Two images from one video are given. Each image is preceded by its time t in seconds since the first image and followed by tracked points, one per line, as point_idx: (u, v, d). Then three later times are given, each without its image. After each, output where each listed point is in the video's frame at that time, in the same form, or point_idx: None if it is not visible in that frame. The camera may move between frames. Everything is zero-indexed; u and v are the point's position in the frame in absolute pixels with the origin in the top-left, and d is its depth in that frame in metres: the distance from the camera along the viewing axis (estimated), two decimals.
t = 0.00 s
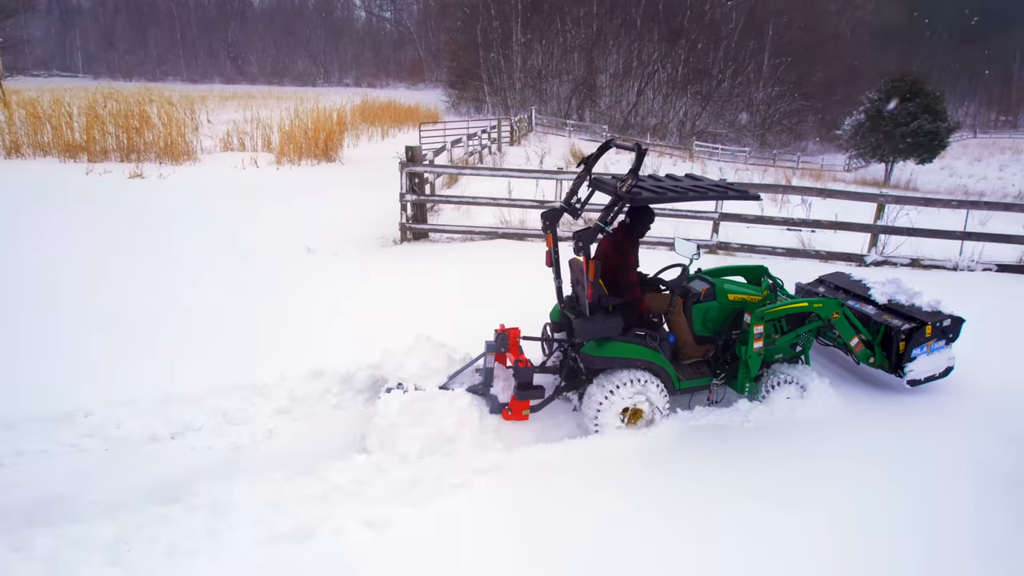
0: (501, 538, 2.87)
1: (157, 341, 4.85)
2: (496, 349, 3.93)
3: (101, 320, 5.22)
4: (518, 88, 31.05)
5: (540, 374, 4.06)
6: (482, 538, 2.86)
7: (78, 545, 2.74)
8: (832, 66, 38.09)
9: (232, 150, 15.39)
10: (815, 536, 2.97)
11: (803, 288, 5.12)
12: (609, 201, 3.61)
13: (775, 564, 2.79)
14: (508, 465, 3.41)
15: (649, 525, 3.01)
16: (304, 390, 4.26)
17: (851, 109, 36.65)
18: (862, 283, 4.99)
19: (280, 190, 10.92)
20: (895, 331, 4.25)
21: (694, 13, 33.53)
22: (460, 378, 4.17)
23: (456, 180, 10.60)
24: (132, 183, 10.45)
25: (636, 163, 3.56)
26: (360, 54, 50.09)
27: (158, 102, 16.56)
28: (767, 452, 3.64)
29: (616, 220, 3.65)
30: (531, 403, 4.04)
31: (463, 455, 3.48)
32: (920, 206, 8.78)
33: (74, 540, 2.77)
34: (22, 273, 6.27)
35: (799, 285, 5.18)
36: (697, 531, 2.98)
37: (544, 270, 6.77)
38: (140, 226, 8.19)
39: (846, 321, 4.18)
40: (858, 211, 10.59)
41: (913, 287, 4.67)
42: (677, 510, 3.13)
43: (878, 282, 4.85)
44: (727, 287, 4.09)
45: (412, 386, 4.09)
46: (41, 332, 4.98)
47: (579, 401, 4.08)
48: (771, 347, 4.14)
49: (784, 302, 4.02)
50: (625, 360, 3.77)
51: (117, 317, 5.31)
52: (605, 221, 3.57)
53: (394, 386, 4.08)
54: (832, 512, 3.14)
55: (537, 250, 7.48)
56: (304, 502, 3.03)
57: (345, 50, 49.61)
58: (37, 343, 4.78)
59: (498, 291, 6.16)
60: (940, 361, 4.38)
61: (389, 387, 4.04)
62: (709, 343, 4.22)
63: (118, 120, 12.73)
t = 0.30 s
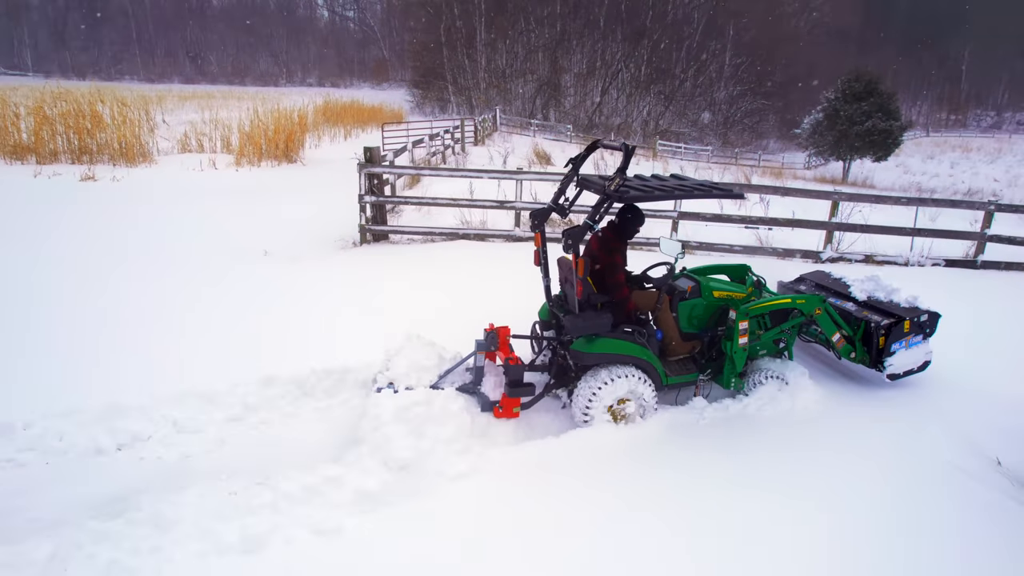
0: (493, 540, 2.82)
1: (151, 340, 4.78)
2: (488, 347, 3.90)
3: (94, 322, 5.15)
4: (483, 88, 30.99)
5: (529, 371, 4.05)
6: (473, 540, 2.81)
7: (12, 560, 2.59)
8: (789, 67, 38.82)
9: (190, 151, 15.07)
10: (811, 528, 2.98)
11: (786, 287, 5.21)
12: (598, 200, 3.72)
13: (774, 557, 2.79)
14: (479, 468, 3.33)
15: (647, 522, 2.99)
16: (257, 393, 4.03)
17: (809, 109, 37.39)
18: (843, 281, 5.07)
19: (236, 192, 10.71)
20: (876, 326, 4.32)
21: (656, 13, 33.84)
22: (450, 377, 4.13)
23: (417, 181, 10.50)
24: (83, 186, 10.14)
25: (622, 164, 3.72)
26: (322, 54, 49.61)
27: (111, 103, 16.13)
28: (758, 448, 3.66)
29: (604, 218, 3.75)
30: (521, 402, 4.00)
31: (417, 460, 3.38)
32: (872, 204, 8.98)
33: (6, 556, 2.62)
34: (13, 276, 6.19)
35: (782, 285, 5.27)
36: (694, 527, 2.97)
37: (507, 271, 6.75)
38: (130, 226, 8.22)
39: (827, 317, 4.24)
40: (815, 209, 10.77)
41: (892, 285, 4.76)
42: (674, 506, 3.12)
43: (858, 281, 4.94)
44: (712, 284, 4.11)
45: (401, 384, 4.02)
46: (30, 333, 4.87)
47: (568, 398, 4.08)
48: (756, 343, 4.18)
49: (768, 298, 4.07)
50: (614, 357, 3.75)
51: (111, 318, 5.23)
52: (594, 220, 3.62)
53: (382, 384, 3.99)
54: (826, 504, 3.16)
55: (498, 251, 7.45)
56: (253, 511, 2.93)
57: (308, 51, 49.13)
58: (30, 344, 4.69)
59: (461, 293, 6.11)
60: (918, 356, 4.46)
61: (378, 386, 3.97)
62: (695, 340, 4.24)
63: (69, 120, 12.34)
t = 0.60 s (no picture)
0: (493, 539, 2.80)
1: (154, 340, 4.79)
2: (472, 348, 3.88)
3: (92, 323, 5.16)
4: (449, 87, 30.90)
5: (514, 371, 4.07)
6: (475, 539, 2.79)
7: None
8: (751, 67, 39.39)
9: (148, 152, 14.74)
10: (810, 518, 2.98)
11: (766, 288, 5.26)
12: (582, 201, 3.74)
13: (778, 550, 2.77)
14: (450, 473, 3.26)
15: (651, 519, 2.96)
16: (208, 401, 3.91)
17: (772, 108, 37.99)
18: (822, 281, 5.13)
19: (194, 194, 10.50)
20: (853, 324, 4.37)
21: (621, 13, 34.10)
22: (437, 377, 4.09)
23: (379, 182, 10.40)
24: (33, 189, 9.84)
25: (607, 165, 3.76)
26: (288, 53, 49.04)
27: (65, 103, 15.70)
28: (747, 440, 3.66)
29: (587, 218, 3.80)
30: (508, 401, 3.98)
31: (374, 467, 3.29)
32: (830, 202, 9.15)
33: None
34: (25, 276, 6.25)
35: (762, 286, 5.31)
36: (697, 522, 2.95)
37: (469, 273, 6.73)
38: (127, 227, 8.29)
39: (807, 316, 4.29)
40: (775, 207, 10.93)
41: (868, 284, 4.82)
42: (676, 501, 3.11)
43: (836, 280, 5.00)
44: (694, 284, 4.15)
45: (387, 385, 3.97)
46: (32, 333, 4.90)
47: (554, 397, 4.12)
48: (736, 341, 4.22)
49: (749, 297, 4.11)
50: (598, 355, 3.80)
51: (113, 319, 5.24)
52: (578, 221, 3.66)
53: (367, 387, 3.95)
54: (822, 494, 3.16)
55: (459, 252, 7.41)
56: (201, 523, 2.84)
57: (272, 50, 48.50)
58: (37, 344, 4.72)
59: (420, 295, 6.08)
60: (896, 353, 4.51)
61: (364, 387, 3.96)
62: (677, 340, 4.26)
63: (20, 121, 11.99)
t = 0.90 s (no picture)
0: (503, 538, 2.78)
1: (151, 344, 4.72)
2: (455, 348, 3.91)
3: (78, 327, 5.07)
4: (416, 87, 30.72)
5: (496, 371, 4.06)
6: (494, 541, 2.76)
7: None
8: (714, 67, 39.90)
9: (104, 154, 14.35)
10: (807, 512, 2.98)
11: (743, 287, 5.31)
12: (563, 201, 3.77)
13: (779, 545, 2.76)
14: (422, 478, 3.18)
15: (650, 516, 2.95)
16: (160, 411, 3.75)
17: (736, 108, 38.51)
18: (798, 280, 5.20)
19: (150, 196, 10.25)
20: (829, 321, 4.42)
21: (587, 13, 34.30)
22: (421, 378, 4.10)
23: (343, 184, 10.28)
24: None
25: (587, 166, 3.79)
26: (252, 53, 48.33)
27: (17, 103, 15.25)
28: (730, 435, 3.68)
29: (567, 219, 3.82)
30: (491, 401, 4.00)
31: (329, 471, 3.17)
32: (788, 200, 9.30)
33: None
34: (18, 279, 6.16)
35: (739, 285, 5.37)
36: (700, 518, 2.93)
37: (433, 275, 6.67)
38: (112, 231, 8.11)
39: (784, 314, 4.35)
40: (738, 207, 11.05)
41: (843, 283, 4.89)
42: (678, 496, 3.10)
43: (811, 280, 5.06)
44: (673, 283, 4.14)
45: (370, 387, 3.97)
46: (23, 335, 4.85)
47: (536, 396, 4.12)
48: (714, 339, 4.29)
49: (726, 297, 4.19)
50: (580, 354, 3.76)
51: (108, 322, 5.16)
52: (559, 220, 3.68)
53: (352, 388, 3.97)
54: (811, 487, 3.18)
55: (423, 254, 7.34)
56: (144, 535, 2.65)
57: (236, 49, 47.78)
58: (32, 345, 4.67)
59: (382, 298, 6.00)
60: (870, 351, 4.57)
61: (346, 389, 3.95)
62: (657, 338, 4.29)
63: None
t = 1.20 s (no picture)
0: (497, 541, 2.74)
1: (149, 345, 4.73)
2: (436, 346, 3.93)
3: (62, 329, 5.05)
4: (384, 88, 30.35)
5: (476, 370, 4.08)
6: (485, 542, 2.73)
7: None
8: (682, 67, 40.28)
9: (61, 156, 13.99)
10: (791, 503, 2.99)
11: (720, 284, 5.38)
12: (542, 201, 3.80)
13: (766, 540, 2.75)
14: (383, 483, 3.13)
15: (649, 514, 2.92)
16: (109, 420, 3.65)
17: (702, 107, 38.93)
18: (774, 279, 5.28)
19: (107, 199, 10.00)
20: (803, 318, 4.50)
21: (555, 13, 34.38)
22: (400, 375, 4.13)
23: (306, 185, 10.15)
24: None
25: (565, 167, 3.83)
26: (217, 52, 47.57)
27: None
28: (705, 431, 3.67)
29: (547, 219, 3.86)
30: (471, 399, 4.00)
31: (283, 478, 3.11)
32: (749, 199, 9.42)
33: None
34: (16, 281, 6.17)
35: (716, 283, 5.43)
36: (696, 514, 2.92)
37: (398, 277, 6.61)
38: (69, 234, 7.92)
39: (758, 312, 4.42)
40: (702, 206, 11.17)
41: (817, 281, 4.97)
42: (675, 492, 3.09)
43: (786, 278, 5.14)
44: (650, 282, 4.25)
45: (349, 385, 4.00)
46: (21, 335, 4.87)
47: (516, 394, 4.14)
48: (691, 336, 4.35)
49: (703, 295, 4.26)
50: (559, 352, 3.79)
51: (106, 323, 5.18)
52: (537, 220, 3.72)
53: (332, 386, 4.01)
54: (800, 479, 3.18)
55: (385, 256, 7.28)
56: (90, 549, 2.56)
57: (201, 48, 47.01)
58: (32, 345, 4.70)
59: (344, 300, 5.93)
60: (843, 347, 4.65)
61: (326, 387, 3.99)
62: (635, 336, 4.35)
63: None
